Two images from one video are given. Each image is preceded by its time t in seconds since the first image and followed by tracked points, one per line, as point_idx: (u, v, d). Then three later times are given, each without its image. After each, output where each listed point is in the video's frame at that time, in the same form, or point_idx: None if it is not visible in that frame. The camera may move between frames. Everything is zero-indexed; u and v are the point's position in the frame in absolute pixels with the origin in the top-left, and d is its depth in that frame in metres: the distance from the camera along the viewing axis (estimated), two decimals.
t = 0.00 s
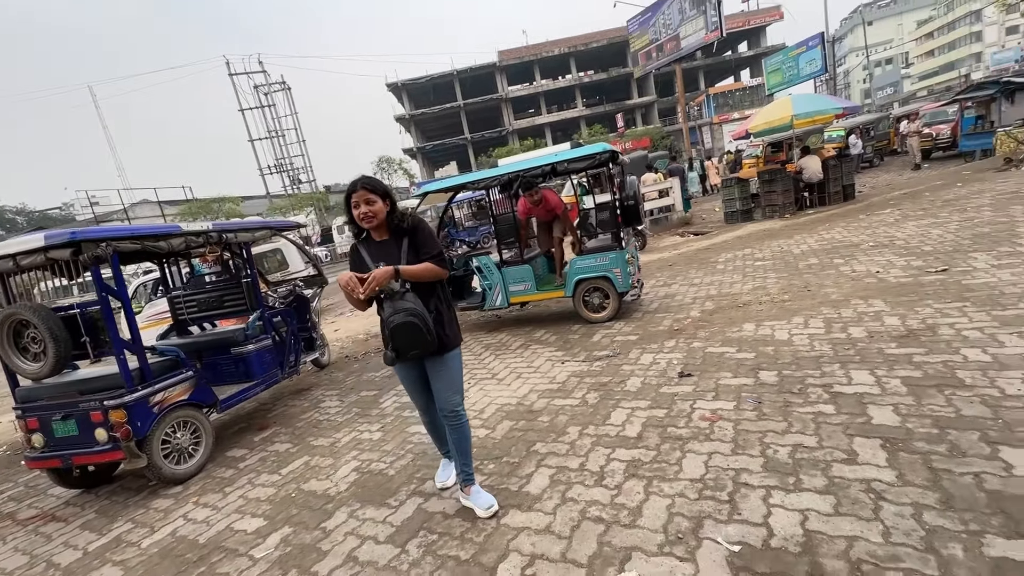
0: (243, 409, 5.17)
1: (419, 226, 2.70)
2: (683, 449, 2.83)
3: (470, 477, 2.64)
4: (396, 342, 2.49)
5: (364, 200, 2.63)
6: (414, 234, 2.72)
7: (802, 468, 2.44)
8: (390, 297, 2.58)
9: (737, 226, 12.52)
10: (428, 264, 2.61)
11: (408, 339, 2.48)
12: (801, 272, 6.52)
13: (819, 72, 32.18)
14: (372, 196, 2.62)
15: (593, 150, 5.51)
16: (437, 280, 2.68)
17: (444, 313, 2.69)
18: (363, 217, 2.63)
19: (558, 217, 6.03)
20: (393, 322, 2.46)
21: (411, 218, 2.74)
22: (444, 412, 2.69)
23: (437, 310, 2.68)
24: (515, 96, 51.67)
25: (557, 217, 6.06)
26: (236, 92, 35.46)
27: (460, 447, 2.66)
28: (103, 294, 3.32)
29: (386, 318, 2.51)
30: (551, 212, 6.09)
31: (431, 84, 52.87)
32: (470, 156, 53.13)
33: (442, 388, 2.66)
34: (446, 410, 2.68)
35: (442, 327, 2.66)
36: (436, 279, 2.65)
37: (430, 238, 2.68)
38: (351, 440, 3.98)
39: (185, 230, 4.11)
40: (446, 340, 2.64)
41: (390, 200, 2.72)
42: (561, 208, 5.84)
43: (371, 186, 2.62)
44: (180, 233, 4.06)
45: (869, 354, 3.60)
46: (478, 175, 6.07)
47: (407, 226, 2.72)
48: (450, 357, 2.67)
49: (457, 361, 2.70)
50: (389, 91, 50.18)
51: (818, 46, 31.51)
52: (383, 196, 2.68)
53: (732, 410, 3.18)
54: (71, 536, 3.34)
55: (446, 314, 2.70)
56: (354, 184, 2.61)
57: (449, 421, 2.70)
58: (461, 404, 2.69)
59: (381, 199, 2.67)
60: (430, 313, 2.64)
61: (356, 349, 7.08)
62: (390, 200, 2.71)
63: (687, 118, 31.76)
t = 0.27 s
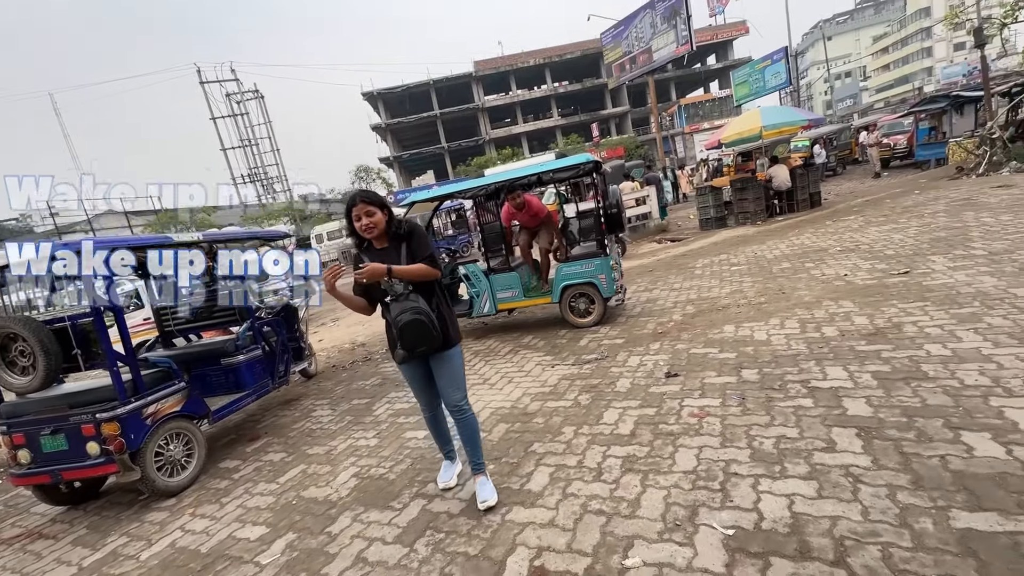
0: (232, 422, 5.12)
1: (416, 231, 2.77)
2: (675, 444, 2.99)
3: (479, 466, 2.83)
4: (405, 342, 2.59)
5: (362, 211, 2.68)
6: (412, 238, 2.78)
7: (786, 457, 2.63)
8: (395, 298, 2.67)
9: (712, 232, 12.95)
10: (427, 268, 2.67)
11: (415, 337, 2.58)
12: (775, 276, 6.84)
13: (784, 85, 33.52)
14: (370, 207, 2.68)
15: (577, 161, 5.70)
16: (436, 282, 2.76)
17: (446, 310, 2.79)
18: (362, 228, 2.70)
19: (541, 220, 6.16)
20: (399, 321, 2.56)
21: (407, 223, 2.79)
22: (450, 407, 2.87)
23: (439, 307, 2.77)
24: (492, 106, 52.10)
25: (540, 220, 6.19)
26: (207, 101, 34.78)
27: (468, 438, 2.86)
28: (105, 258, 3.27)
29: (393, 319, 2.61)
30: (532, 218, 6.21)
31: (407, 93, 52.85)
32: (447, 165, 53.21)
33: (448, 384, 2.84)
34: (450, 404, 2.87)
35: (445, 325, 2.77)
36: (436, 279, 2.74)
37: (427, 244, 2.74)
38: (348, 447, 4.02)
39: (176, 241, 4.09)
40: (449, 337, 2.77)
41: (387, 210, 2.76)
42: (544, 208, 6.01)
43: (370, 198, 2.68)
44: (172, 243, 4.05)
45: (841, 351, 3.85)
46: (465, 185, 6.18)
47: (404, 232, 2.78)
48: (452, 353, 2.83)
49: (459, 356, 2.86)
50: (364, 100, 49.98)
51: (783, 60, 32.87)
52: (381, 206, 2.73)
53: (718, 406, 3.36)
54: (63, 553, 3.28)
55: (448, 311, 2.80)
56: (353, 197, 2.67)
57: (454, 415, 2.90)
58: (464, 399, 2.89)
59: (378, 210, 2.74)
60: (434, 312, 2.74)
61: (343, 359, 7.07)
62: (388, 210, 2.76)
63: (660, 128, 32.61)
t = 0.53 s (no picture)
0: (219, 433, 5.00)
1: (419, 235, 2.81)
2: (673, 440, 3.07)
3: (487, 461, 2.97)
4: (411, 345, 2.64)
5: (367, 217, 2.72)
6: (416, 242, 2.82)
7: (780, 449, 2.74)
8: (402, 302, 2.71)
9: (690, 238, 13.27)
10: (430, 272, 2.72)
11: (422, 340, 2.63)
12: (755, 279, 7.07)
13: (753, 95, 34.68)
14: (375, 213, 2.73)
15: (565, 167, 5.82)
16: (441, 284, 2.80)
17: (450, 312, 2.84)
18: (366, 234, 2.74)
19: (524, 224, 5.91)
20: (406, 325, 2.60)
21: (410, 226, 2.83)
22: (456, 407, 2.98)
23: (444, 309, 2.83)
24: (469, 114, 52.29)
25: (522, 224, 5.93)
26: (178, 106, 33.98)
27: (476, 435, 3.00)
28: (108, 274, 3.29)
29: (400, 322, 2.65)
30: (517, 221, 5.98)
31: (384, 101, 52.61)
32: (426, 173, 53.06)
33: (454, 384, 2.95)
34: (457, 403, 2.98)
35: (449, 327, 2.82)
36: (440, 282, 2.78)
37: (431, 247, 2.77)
38: (343, 454, 3.99)
39: (165, 248, 3.99)
40: (454, 339, 2.83)
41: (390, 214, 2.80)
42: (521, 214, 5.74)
43: (375, 204, 2.73)
44: (160, 250, 3.95)
45: (824, 349, 4.02)
46: (454, 192, 6.23)
47: (408, 236, 2.82)
48: (456, 355, 2.94)
49: (463, 357, 2.96)
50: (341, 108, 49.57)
51: (752, 72, 34.01)
52: (383, 211, 2.76)
53: (712, 404, 3.47)
54: (48, 570, 3.16)
55: (452, 313, 2.85)
56: (355, 204, 2.71)
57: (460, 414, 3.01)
58: (469, 398, 3.00)
59: (383, 215, 2.78)
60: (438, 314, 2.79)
61: (330, 367, 6.99)
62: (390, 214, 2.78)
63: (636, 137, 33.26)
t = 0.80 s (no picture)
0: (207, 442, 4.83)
1: (437, 236, 2.87)
2: (681, 437, 3.12)
3: (499, 460, 2.97)
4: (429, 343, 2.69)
5: (387, 215, 2.77)
6: (433, 242, 2.88)
7: (788, 442, 2.81)
8: (420, 301, 2.76)
9: (671, 243, 13.54)
10: (448, 273, 2.78)
11: (439, 339, 2.69)
12: (740, 281, 7.26)
13: (724, 106, 35.77)
14: (394, 211, 2.78)
15: (559, 171, 5.91)
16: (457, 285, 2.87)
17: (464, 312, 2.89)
18: (385, 231, 2.79)
19: (510, 241, 5.70)
20: (425, 324, 2.65)
21: (428, 227, 2.89)
22: (468, 405, 2.98)
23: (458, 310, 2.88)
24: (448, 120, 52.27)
25: (507, 240, 5.72)
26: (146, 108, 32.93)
27: (488, 434, 3.00)
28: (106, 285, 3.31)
29: (417, 322, 2.70)
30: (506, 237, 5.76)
31: (361, 106, 52.16)
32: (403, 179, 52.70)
33: (465, 384, 2.96)
34: (468, 403, 2.98)
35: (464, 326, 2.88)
36: (457, 283, 2.85)
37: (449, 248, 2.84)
38: (344, 459, 3.91)
39: (156, 249, 3.85)
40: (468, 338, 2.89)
41: (409, 214, 2.86)
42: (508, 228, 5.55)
43: (395, 203, 2.77)
44: (151, 251, 3.80)
45: (816, 347, 4.16)
46: (447, 195, 6.13)
47: (426, 236, 2.88)
48: (467, 355, 2.95)
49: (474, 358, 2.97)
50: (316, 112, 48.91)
51: (724, 83, 35.07)
52: (402, 211, 2.83)
53: (714, 401, 3.54)
54: None
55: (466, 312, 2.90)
56: (375, 201, 2.77)
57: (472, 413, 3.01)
58: (481, 397, 3.00)
59: (402, 213, 2.83)
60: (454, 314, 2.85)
61: (318, 373, 6.85)
62: (409, 215, 2.85)
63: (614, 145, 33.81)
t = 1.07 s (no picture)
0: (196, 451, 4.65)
1: (457, 238, 2.94)
2: (692, 436, 3.16)
3: (514, 463, 2.93)
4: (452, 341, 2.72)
5: (409, 213, 2.81)
6: (452, 243, 2.94)
7: (799, 438, 2.88)
8: (440, 301, 2.80)
9: (654, 249, 13.76)
10: (469, 274, 2.83)
11: (461, 339, 2.73)
12: (727, 285, 7.43)
13: (698, 117, 36.74)
14: (416, 210, 2.82)
15: (554, 176, 5.93)
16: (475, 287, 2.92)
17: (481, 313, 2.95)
18: (407, 229, 2.81)
19: (502, 247, 5.65)
20: (449, 324, 2.69)
21: (448, 228, 2.95)
22: (482, 407, 2.93)
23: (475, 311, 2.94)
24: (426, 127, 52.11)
25: (499, 245, 5.66)
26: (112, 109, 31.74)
27: (502, 436, 2.95)
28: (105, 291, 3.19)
29: (440, 321, 2.73)
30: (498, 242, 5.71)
31: (338, 111, 51.55)
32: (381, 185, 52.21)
33: (480, 387, 2.91)
34: (483, 405, 2.93)
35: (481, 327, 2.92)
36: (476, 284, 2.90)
37: (468, 250, 2.91)
38: (347, 466, 3.81)
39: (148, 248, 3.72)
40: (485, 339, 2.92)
41: (430, 213, 2.90)
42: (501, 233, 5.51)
43: (417, 202, 2.83)
44: (143, 252, 3.67)
45: (811, 348, 4.28)
46: (442, 198, 6.16)
47: (445, 237, 2.93)
48: (484, 357, 2.90)
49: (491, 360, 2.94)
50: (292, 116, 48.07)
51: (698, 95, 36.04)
52: (424, 210, 2.86)
53: (720, 401, 3.60)
54: None
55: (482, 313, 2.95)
56: (398, 199, 2.80)
57: (486, 415, 2.95)
58: (496, 399, 2.96)
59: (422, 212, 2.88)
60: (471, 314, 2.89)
61: (308, 379, 6.68)
62: (430, 215, 2.88)
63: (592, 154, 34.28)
